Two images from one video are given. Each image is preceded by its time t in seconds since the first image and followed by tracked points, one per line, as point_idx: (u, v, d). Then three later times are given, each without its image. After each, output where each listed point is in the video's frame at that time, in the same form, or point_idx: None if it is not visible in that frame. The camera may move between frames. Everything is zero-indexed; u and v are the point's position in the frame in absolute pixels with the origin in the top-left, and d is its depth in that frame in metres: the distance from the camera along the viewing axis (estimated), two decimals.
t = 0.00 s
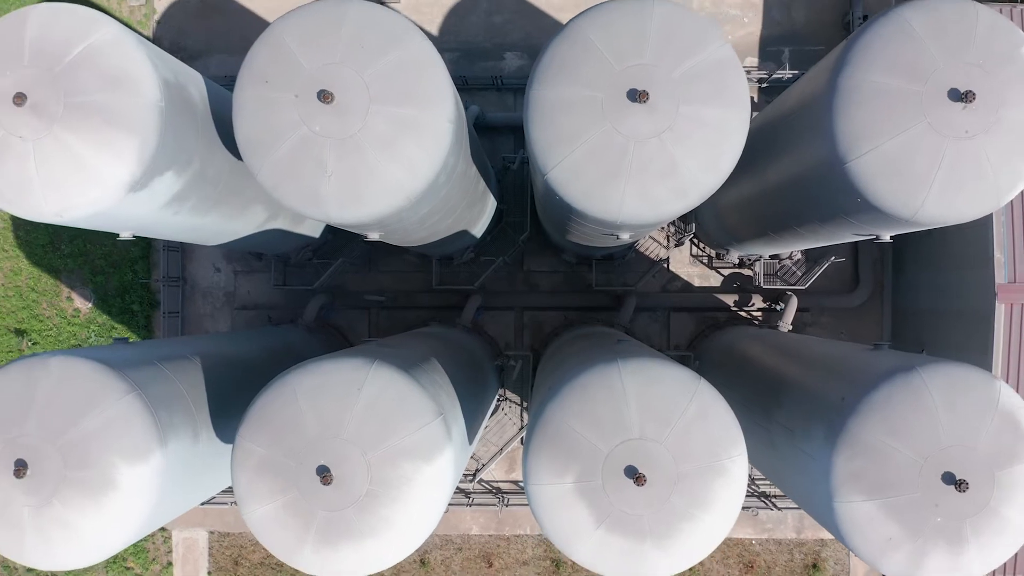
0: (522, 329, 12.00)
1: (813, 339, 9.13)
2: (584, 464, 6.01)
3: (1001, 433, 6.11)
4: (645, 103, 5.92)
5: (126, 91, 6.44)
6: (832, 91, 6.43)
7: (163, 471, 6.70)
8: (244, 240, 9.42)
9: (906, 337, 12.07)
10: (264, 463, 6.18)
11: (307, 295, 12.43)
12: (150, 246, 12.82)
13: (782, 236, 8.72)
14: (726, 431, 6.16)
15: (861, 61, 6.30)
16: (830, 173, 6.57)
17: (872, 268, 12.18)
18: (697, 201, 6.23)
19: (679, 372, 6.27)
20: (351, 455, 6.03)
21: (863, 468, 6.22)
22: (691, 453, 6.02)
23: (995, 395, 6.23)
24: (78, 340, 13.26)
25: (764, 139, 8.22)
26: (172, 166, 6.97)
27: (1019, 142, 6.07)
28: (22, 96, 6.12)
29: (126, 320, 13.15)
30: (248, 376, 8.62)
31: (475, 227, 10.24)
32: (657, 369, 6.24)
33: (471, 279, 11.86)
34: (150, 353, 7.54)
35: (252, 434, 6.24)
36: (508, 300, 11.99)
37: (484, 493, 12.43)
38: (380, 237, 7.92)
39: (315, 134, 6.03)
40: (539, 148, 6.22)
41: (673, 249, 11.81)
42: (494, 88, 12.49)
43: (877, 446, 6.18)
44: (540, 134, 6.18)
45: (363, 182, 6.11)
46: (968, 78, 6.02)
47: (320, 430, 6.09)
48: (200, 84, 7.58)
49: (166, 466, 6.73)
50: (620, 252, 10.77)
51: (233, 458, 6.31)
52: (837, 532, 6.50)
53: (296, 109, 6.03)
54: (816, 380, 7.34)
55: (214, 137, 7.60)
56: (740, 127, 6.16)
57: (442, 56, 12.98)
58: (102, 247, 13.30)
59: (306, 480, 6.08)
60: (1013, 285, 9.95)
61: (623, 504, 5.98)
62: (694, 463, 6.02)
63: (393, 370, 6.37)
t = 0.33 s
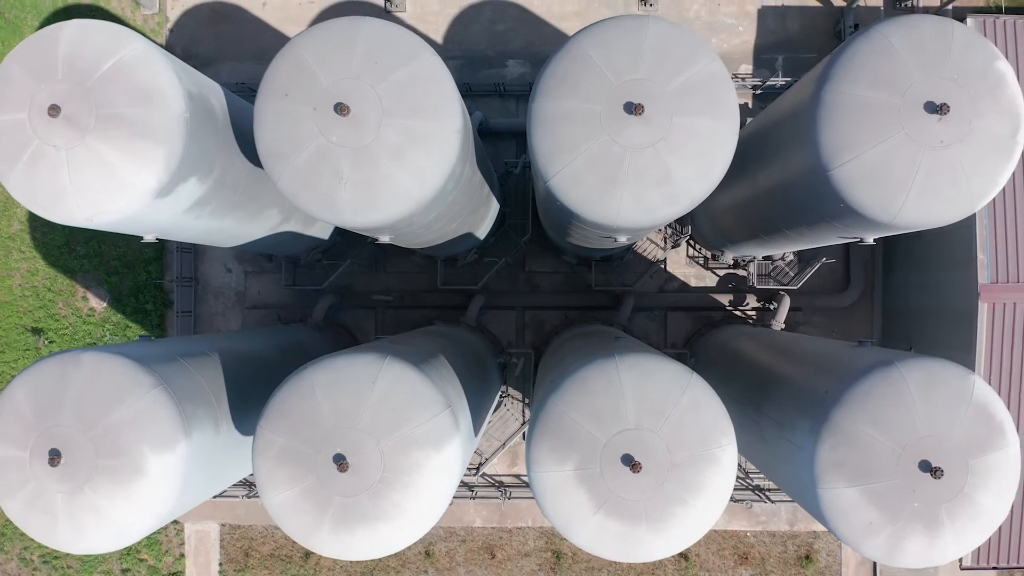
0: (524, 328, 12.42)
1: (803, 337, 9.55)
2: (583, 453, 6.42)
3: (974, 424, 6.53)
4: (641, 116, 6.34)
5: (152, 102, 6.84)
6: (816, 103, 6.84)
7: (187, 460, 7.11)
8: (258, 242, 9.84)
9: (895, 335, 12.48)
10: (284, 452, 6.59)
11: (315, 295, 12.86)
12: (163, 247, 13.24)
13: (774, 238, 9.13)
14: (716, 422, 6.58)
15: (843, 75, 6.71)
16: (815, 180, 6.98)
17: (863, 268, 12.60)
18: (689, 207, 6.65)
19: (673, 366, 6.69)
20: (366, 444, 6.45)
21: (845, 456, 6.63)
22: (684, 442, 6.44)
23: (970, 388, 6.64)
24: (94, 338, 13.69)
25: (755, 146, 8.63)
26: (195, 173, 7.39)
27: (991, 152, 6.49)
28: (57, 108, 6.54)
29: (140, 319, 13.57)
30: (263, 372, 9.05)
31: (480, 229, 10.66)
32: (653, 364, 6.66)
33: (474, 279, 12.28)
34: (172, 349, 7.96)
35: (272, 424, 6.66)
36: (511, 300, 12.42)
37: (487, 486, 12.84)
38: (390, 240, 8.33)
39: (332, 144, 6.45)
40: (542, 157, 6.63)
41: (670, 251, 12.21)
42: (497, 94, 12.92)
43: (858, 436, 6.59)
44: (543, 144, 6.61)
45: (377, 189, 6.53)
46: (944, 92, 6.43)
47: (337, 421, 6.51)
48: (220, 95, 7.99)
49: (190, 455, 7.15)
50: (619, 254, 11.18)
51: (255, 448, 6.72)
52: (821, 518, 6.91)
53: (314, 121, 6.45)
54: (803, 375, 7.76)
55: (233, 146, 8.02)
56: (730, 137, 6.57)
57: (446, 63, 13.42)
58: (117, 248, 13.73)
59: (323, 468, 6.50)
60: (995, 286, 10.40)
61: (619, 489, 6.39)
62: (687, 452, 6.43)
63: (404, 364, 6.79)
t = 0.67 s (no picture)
0: (526, 325, 12.92)
1: (792, 333, 10.03)
2: (583, 439, 6.90)
3: (947, 413, 7.01)
4: (637, 126, 6.81)
5: (180, 113, 7.32)
6: (799, 113, 7.32)
7: (212, 448, 7.59)
8: (272, 243, 10.33)
9: (884, 333, 12.97)
10: (303, 439, 7.07)
11: (325, 294, 13.35)
12: (177, 248, 13.73)
13: (763, 240, 9.61)
14: (707, 411, 7.06)
15: (825, 88, 7.18)
16: (799, 185, 7.46)
17: (853, 268, 13.07)
18: (682, 211, 7.13)
19: (666, 359, 7.17)
20: (380, 432, 6.93)
21: (827, 443, 7.10)
22: (676, 429, 6.91)
23: (943, 380, 7.13)
24: (110, 335, 14.18)
25: (745, 153, 9.11)
26: (219, 179, 7.87)
27: (963, 160, 6.96)
28: (91, 119, 7.03)
29: (155, 317, 14.06)
30: (279, 367, 9.53)
31: (483, 231, 11.14)
32: (647, 357, 7.15)
33: (478, 278, 12.77)
34: (195, 345, 8.44)
35: (293, 414, 7.14)
36: (513, 298, 12.90)
37: (491, 479, 13.32)
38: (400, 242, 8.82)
39: (348, 153, 6.93)
40: (544, 165, 7.11)
41: (667, 251, 12.64)
42: (500, 100, 13.40)
43: (839, 424, 7.07)
44: (544, 153, 7.09)
45: (391, 194, 7.00)
46: (919, 104, 6.90)
47: (353, 410, 7.00)
48: (241, 105, 8.48)
49: (214, 443, 7.63)
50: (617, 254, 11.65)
51: (276, 435, 7.21)
52: (805, 501, 7.37)
53: (332, 131, 6.93)
54: (789, 368, 8.24)
55: (253, 153, 8.52)
56: (720, 146, 7.06)
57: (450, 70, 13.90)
58: (133, 249, 14.22)
59: (340, 453, 6.98)
60: (976, 285, 10.86)
61: (617, 474, 6.86)
62: (679, 439, 6.91)
63: (415, 357, 7.28)
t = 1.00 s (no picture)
0: (528, 324, 13.35)
1: (784, 331, 10.45)
2: (582, 429, 7.32)
3: (926, 406, 7.43)
4: (633, 135, 7.23)
5: (202, 122, 7.74)
6: (786, 123, 7.75)
7: (231, 439, 8.02)
8: (284, 244, 10.77)
9: (874, 331, 13.40)
10: (318, 431, 7.50)
11: (332, 294, 13.78)
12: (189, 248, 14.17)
13: (755, 242, 10.04)
14: (699, 404, 7.48)
15: (810, 99, 7.60)
16: (786, 191, 7.89)
17: (844, 268, 13.50)
18: (676, 214, 7.56)
19: (661, 355, 7.60)
20: (391, 423, 7.35)
21: (812, 434, 7.51)
22: (670, 421, 7.34)
23: (923, 374, 7.55)
24: (123, 334, 14.61)
25: (736, 158, 9.55)
26: (237, 184, 8.29)
27: (941, 167, 7.38)
28: (118, 128, 7.44)
29: (167, 316, 14.49)
30: (291, 363, 9.96)
31: (487, 233, 11.56)
32: (643, 352, 7.59)
33: (481, 279, 13.20)
34: (213, 342, 8.87)
35: (308, 406, 7.57)
36: (515, 298, 13.33)
37: (493, 472, 13.76)
38: (408, 243, 9.25)
39: (361, 160, 7.35)
40: (546, 171, 7.54)
41: (664, 251, 12.94)
42: (502, 106, 13.83)
43: (824, 416, 7.48)
44: (546, 159, 7.52)
45: (401, 199, 7.43)
46: (899, 114, 7.31)
47: (365, 403, 7.42)
48: (257, 113, 8.90)
49: (233, 434, 8.06)
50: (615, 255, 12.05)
51: (292, 427, 7.63)
52: (792, 489, 7.78)
53: (346, 139, 7.36)
54: (778, 363, 8.67)
55: (268, 159, 8.95)
56: (712, 153, 7.48)
57: (454, 76, 14.33)
58: (145, 250, 14.65)
59: (353, 444, 7.40)
60: (960, 285, 11.26)
61: (614, 463, 7.27)
62: (673, 429, 7.33)
63: (423, 353, 7.71)
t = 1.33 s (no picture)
0: (529, 323, 13.80)
1: (775, 329, 10.90)
2: (581, 421, 7.76)
3: (907, 399, 7.87)
4: (630, 144, 7.67)
5: (222, 131, 8.18)
6: (775, 131, 8.18)
7: (249, 430, 8.47)
8: (295, 245, 11.21)
9: (865, 329, 13.84)
10: (332, 423, 7.94)
11: (339, 294, 14.23)
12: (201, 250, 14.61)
13: (748, 243, 10.48)
14: (692, 397, 7.93)
15: (798, 109, 8.04)
16: (775, 196, 8.33)
17: (836, 269, 13.96)
18: (670, 218, 8.00)
19: (657, 351, 8.04)
20: (402, 415, 7.79)
21: (799, 426, 7.94)
22: (666, 413, 7.78)
23: (904, 369, 7.99)
24: (137, 333, 15.06)
25: (729, 163, 10.00)
26: (254, 190, 8.74)
27: (921, 173, 7.82)
28: (144, 137, 7.88)
29: (179, 315, 14.94)
30: (302, 360, 10.40)
31: (490, 235, 12.02)
32: (640, 349, 8.04)
33: (484, 279, 13.64)
34: (231, 339, 9.32)
35: (323, 400, 8.00)
36: (517, 297, 13.77)
37: (495, 467, 14.20)
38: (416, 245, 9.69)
39: (373, 167, 7.79)
40: (548, 177, 7.98)
41: (661, 253, 13.44)
42: (504, 112, 14.27)
43: (810, 409, 7.92)
44: (547, 166, 7.96)
45: (410, 204, 7.86)
46: (881, 124, 7.74)
47: (377, 396, 7.86)
48: (272, 122, 9.34)
49: (251, 426, 8.51)
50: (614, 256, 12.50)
51: (308, 419, 8.08)
52: (780, 478, 8.22)
53: (359, 147, 7.79)
54: (768, 359, 9.12)
55: (282, 165, 9.40)
56: (704, 161, 7.93)
57: (458, 83, 14.76)
58: (158, 251, 15.09)
59: (366, 435, 7.83)
60: (946, 285, 11.70)
61: (612, 454, 7.70)
62: (668, 421, 7.77)
63: (432, 349, 8.16)
